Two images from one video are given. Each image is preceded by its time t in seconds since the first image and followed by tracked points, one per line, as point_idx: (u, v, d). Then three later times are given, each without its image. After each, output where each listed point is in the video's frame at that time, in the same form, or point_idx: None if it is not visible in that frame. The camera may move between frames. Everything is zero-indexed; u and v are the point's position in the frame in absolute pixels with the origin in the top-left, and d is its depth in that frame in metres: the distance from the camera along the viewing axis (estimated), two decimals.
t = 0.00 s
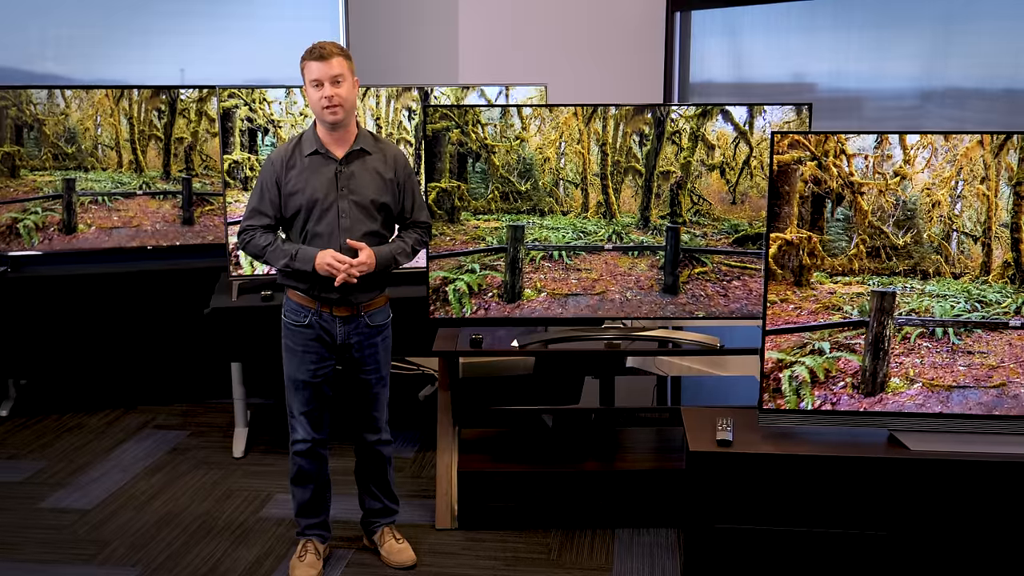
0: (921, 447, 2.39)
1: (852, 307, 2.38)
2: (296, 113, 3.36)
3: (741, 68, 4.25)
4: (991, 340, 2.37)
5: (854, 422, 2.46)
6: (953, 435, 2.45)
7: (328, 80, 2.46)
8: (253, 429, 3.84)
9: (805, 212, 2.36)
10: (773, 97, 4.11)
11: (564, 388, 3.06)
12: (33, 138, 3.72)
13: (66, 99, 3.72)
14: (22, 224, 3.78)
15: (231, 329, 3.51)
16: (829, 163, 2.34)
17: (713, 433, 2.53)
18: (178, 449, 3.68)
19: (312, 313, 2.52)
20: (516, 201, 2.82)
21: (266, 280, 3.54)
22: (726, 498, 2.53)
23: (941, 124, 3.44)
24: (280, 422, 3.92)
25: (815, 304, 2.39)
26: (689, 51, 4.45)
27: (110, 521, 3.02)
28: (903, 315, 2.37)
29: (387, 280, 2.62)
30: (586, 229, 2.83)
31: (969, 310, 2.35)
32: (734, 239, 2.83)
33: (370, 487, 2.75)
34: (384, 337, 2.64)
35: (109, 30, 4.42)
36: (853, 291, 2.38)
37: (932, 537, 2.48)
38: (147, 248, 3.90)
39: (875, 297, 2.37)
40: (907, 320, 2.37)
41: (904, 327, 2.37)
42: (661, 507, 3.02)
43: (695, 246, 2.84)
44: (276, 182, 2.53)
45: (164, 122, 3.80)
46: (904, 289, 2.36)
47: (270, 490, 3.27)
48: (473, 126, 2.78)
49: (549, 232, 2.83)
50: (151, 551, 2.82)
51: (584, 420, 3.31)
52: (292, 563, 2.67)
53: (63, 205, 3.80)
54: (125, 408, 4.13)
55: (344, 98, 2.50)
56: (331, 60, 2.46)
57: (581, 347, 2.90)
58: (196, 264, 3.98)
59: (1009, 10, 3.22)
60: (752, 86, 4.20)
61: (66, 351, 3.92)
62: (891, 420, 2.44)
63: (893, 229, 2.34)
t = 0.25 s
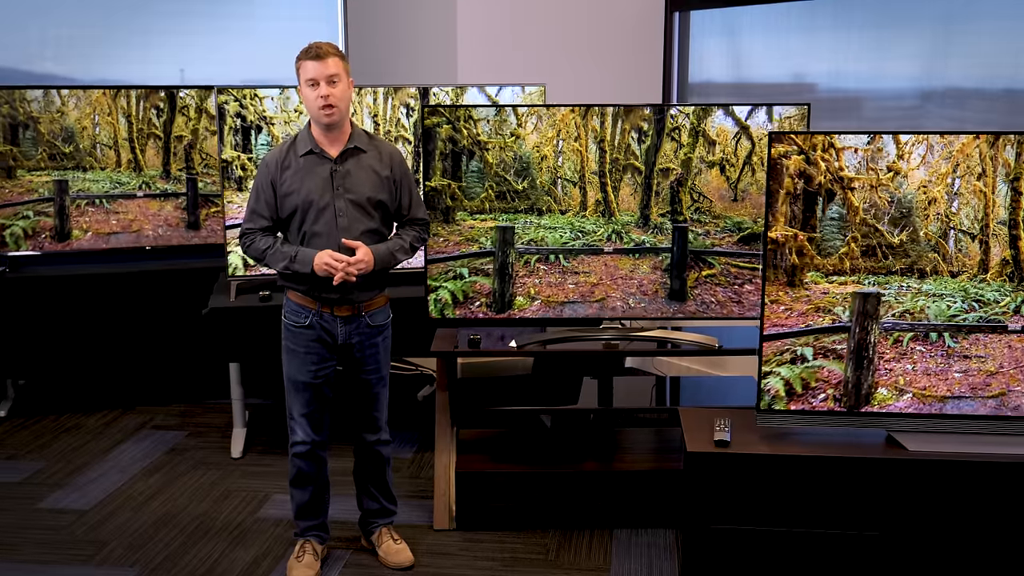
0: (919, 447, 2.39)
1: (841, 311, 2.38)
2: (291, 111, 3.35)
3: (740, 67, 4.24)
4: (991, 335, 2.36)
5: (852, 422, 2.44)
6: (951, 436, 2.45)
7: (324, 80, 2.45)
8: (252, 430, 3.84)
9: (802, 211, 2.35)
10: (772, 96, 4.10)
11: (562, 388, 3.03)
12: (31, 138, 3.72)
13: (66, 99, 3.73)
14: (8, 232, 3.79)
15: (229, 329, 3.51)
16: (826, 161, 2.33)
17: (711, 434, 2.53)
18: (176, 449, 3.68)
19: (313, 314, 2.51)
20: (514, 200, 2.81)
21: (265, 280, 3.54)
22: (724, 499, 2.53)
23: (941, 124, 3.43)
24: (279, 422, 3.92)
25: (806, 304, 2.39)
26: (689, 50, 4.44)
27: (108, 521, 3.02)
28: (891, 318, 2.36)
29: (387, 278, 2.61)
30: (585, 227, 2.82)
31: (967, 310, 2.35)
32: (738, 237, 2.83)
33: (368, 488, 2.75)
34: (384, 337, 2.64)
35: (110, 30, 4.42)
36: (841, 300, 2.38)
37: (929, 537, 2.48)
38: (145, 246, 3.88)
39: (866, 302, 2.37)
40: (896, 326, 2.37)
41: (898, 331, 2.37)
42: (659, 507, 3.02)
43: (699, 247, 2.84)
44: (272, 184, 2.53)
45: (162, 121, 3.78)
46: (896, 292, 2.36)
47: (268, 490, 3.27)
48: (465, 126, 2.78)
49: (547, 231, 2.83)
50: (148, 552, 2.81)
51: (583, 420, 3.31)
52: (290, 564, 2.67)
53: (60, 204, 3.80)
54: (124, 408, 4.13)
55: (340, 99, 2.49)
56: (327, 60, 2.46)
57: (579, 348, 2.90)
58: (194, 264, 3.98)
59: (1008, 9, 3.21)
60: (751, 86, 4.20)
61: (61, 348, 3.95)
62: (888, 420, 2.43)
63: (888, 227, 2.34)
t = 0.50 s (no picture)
0: (917, 448, 2.38)
1: (831, 314, 2.38)
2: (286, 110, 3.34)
3: (738, 67, 4.24)
4: (988, 334, 2.35)
5: (849, 423, 2.47)
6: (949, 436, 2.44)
7: (320, 80, 2.45)
8: (250, 430, 3.84)
9: (796, 211, 2.35)
10: (771, 96, 4.10)
11: (562, 388, 3.03)
12: (27, 138, 3.73)
13: (62, 98, 3.72)
14: None
15: (227, 329, 3.51)
16: (821, 161, 2.33)
17: (709, 434, 2.52)
18: (174, 449, 3.68)
19: (313, 315, 2.51)
20: (510, 198, 2.81)
21: (264, 280, 3.54)
22: (721, 499, 2.53)
23: (940, 124, 3.42)
24: (277, 422, 3.92)
25: (796, 304, 2.39)
26: (687, 49, 4.44)
27: (106, 521, 3.02)
28: (879, 322, 2.38)
29: (384, 276, 2.60)
30: (582, 226, 2.82)
31: (961, 310, 2.36)
32: (744, 235, 2.85)
33: (367, 488, 2.74)
34: (384, 336, 2.64)
35: (109, 30, 4.43)
36: (832, 304, 2.38)
37: (928, 537, 2.47)
38: (143, 245, 3.88)
39: (858, 305, 2.37)
40: (883, 329, 2.38)
41: (884, 336, 2.38)
42: (657, 507, 3.02)
43: (707, 248, 2.85)
44: (267, 185, 2.53)
45: (160, 121, 3.78)
46: (888, 293, 2.36)
47: (266, 491, 3.27)
48: (455, 123, 2.77)
49: (543, 231, 2.82)
50: (146, 552, 2.81)
51: (581, 422, 3.28)
52: (287, 564, 2.67)
53: (56, 205, 3.79)
54: (122, 408, 4.13)
55: (335, 99, 2.50)
56: (324, 59, 2.46)
57: (577, 348, 2.90)
58: (192, 264, 3.98)
59: (1006, 8, 3.21)
60: (749, 86, 4.20)
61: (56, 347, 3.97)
62: (885, 421, 2.44)
63: (883, 225, 2.34)
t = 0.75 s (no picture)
0: (914, 448, 2.38)
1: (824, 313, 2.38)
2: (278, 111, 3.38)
3: (735, 67, 4.25)
4: (982, 334, 2.36)
5: (847, 422, 2.45)
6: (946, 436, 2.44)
7: (316, 81, 2.45)
8: (247, 431, 3.84)
9: (795, 203, 2.34)
10: (769, 96, 4.10)
11: (560, 387, 3.03)
12: (24, 137, 3.71)
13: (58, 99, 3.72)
14: None
15: (223, 329, 3.51)
16: (816, 157, 2.33)
17: (706, 435, 2.52)
18: (172, 449, 3.68)
19: (308, 316, 2.50)
20: (505, 197, 2.81)
21: (261, 280, 3.54)
22: (718, 500, 2.52)
23: (938, 124, 3.41)
24: (275, 423, 3.92)
25: (782, 304, 2.38)
26: (685, 49, 4.44)
27: (103, 522, 3.02)
28: (872, 319, 2.37)
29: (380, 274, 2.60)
30: (579, 225, 2.82)
31: (956, 310, 2.35)
32: (745, 234, 2.85)
33: (363, 489, 2.74)
34: (379, 337, 2.64)
35: (109, 30, 4.44)
36: (830, 300, 2.37)
37: (924, 537, 2.47)
38: (141, 246, 3.90)
39: (847, 305, 2.37)
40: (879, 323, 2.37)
41: (876, 334, 2.38)
42: (654, 507, 3.01)
43: (715, 251, 2.86)
44: (264, 186, 2.52)
45: (156, 121, 3.81)
46: (880, 292, 2.36)
47: (263, 491, 3.26)
48: (441, 121, 2.76)
49: (538, 230, 2.82)
50: (143, 553, 2.81)
51: (579, 423, 3.28)
52: (284, 565, 2.66)
53: (54, 206, 3.79)
54: (120, 408, 4.13)
55: (330, 101, 2.49)
56: (321, 61, 2.46)
57: (575, 348, 2.90)
58: (190, 264, 3.98)
59: (1004, 6, 3.20)
60: (746, 85, 4.20)
61: (53, 351, 3.96)
62: (883, 420, 2.43)
63: (875, 222, 2.33)
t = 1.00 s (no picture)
0: (911, 448, 2.38)
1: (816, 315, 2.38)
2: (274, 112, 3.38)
3: (733, 67, 4.24)
4: (977, 332, 2.35)
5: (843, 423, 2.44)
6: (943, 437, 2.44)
7: (314, 81, 2.45)
8: (245, 431, 3.83)
9: (791, 204, 2.35)
10: (767, 95, 4.10)
11: (557, 389, 3.03)
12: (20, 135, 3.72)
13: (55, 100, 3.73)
14: None
15: (221, 329, 3.52)
16: (813, 155, 2.32)
17: (702, 435, 2.52)
18: (169, 450, 3.67)
19: (302, 317, 2.50)
20: (499, 196, 2.80)
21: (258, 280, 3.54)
22: (715, 500, 2.52)
23: (939, 124, 3.40)
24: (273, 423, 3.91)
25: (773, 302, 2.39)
26: (684, 49, 4.44)
27: (100, 522, 3.01)
28: (863, 318, 2.37)
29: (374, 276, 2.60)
30: (576, 224, 2.82)
31: (950, 313, 2.35)
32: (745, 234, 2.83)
33: (360, 490, 2.74)
34: (374, 337, 2.63)
35: (109, 30, 4.44)
36: (825, 298, 2.37)
37: (923, 537, 2.47)
38: (138, 246, 3.86)
39: (838, 302, 2.37)
40: (873, 322, 2.37)
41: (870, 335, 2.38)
42: (652, 508, 3.01)
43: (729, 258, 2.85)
44: (258, 183, 2.52)
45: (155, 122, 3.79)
46: (872, 294, 2.36)
47: (260, 492, 3.26)
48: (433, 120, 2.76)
49: (533, 231, 2.82)
50: (140, 553, 2.81)
51: (576, 423, 3.33)
52: (281, 565, 2.66)
53: (49, 207, 3.80)
54: (118, 408, 4.13)
55: (328, 100, 2.49)
56: (318, 60, 2.45)
57: (572, 349, 2.90)
58: (188, 264, 3.98)
59: (1001, 7, 3.20)
60: (744, 85, 4.20)
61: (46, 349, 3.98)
62: (879, 421, 2.42)
63: (869, 221, 2.33)
